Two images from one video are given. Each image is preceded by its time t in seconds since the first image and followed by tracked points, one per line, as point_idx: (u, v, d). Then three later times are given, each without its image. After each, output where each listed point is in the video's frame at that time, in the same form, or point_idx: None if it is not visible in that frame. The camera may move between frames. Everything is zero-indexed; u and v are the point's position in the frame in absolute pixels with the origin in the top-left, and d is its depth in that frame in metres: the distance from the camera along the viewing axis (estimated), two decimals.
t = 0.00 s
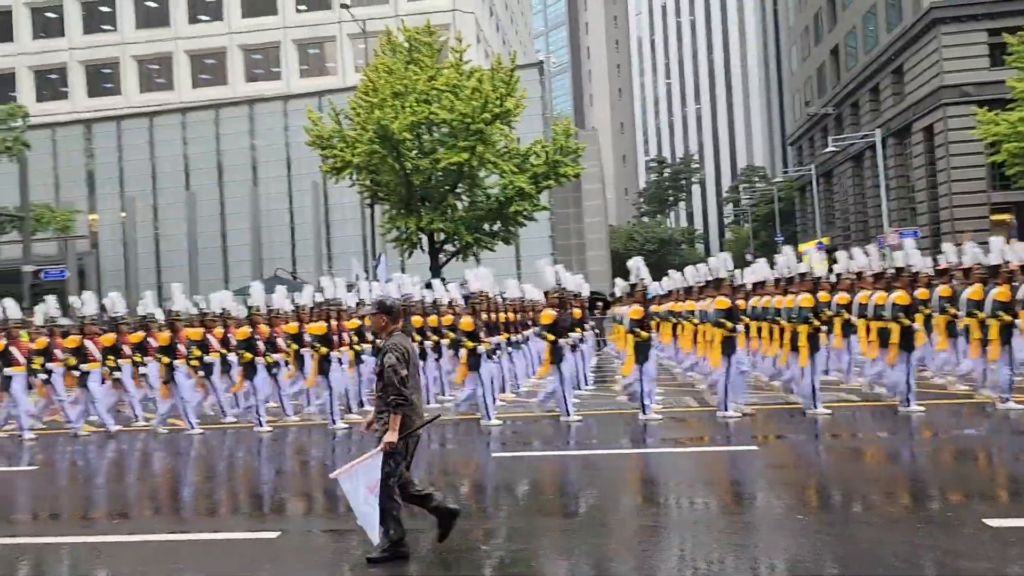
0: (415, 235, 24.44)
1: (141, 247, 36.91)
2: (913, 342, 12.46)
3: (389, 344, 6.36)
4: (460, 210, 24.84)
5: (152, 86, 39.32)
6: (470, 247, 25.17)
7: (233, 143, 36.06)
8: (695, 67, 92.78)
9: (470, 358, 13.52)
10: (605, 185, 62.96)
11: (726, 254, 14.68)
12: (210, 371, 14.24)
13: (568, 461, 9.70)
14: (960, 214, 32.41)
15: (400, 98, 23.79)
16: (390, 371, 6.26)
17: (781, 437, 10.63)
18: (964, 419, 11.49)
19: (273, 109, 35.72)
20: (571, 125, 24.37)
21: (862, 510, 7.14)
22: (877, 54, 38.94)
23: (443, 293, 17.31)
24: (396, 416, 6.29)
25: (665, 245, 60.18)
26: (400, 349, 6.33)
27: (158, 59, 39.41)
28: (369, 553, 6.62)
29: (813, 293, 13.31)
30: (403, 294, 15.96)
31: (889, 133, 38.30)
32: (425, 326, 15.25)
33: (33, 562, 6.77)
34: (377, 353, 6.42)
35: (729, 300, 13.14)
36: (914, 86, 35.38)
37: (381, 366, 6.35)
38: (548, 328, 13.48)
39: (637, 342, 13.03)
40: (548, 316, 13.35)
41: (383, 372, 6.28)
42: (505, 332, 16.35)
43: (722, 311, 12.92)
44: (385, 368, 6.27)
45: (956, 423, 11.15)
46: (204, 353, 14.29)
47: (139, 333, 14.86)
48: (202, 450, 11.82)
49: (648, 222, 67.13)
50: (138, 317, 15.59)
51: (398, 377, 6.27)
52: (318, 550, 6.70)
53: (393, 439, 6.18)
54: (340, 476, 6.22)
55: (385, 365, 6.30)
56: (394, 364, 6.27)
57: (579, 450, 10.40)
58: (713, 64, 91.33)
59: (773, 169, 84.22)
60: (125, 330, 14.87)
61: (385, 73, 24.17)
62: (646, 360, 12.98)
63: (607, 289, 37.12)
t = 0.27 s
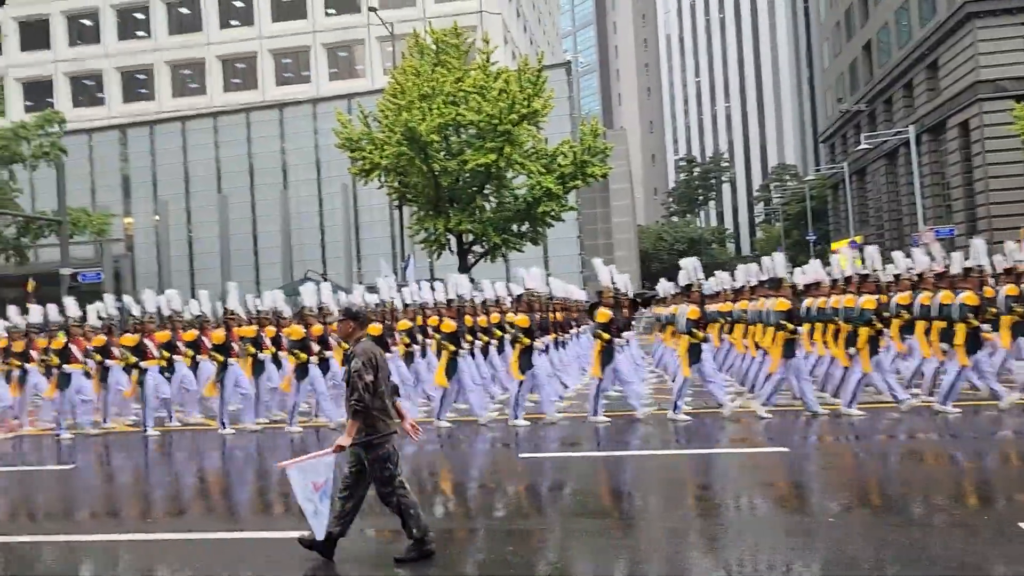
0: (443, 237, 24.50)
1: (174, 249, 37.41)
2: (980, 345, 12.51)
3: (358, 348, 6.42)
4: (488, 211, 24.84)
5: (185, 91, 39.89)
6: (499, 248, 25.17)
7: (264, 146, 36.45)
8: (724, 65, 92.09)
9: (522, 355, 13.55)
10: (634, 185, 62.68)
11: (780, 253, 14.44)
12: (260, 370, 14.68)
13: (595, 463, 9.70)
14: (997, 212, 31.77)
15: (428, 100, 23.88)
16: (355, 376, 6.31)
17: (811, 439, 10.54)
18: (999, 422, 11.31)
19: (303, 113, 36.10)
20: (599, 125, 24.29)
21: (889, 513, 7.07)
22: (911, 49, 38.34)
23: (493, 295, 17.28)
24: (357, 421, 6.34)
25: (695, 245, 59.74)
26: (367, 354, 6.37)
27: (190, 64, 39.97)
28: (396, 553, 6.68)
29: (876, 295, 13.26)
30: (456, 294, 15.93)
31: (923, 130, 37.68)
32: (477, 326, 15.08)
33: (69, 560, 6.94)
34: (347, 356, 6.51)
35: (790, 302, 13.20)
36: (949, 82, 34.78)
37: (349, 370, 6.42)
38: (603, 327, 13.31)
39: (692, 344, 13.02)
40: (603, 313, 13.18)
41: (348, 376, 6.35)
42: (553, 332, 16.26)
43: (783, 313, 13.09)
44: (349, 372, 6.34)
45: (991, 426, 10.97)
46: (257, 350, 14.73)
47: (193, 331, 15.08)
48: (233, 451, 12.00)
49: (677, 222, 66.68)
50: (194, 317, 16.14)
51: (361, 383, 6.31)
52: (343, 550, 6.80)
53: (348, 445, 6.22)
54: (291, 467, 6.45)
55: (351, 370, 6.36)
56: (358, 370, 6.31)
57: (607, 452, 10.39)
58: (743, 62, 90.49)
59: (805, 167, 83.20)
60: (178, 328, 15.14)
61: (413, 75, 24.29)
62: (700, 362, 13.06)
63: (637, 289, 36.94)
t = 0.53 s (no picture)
0: (469, 238, 24.52)
1: (205, 252, 37.90)
2: None
3: (323, 350, 6.58)
4: (514, 212, 24.84)
5: (216, 95, 40.39)
6: (525, 249, 25.14)
7: (292, 149, 36.77)
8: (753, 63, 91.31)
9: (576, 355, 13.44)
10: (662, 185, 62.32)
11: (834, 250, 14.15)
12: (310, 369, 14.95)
13: (621, 464, 9.68)
14: None
15: (454, 102, 23.94)
16: (321, 375, 6.46)
17: (839, 441, 10.43)
18: None
19: (331, 115, 36.37)
20: (626, 125, 24.19)
21: (919, 516, 7.00)
22: (943, 45, 37.72)
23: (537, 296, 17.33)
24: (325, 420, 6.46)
25: (724, 244, 59.30)
26: (332, 354, 6.54)
27: (220, 68, 40.43)
28: (420, 554, 6.71)
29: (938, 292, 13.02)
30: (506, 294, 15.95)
31: (956, 126, 37.04)
32: (527, 325, 15.02)
33: (103, 557, 7.08)
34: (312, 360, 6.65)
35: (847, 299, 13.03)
36: (983, 77, 34.15)
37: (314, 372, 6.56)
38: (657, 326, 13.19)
39: (749, 343, 12.91)
40: (658, 312, 13.07)
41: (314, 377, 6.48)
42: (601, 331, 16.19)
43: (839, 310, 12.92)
44: (316, 372, 6.48)
45: None
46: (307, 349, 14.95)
47: (245, 333, 15.16)
48: (261, 451, 12.13)
49: (705, 222, 66.18)
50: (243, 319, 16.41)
51: (328, 382, 6.46)
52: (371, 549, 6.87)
53: (320, 443, 6.33)
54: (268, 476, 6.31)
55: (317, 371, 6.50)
56: (324, 369, 6.47)
57: (632, 453, 10.36)
58: (772, 60, 89.64)
59: (835, 165, 82.16)
60: (232, 331, 15.29)
61: (439, 77, 24.36)
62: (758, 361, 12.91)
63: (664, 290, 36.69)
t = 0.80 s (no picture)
0: (494, 238, 24.50)
1: (232, 253, 38.31)
2: None
3: (293, 357, 6.67)
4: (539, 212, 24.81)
5: (242, 98, 40.77)
6: (549, 248, 25.08)
7: (318, 150, 37.03)
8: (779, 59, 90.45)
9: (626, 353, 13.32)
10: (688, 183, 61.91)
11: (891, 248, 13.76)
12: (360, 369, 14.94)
13: (645, 465, 9.66)
14: None
15: (478, 102, 23.97)
16: (292, 382, 6.55)
17: (865, 442, 10.32)
18: None
19: (355, 117, 36.57)
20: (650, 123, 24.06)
21: (950, 518, 6.89)
22: (975, 39, 37.09)
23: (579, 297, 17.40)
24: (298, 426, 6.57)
25: (751, 243, 58.78)
26: (303, 360, 6.63)
27: (247, 71, 40.83)
28: (442, 554, 6.75)
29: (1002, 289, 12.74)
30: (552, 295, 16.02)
31: (989, 121, 36.38)
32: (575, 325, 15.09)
33: (131, 556, 7.18)
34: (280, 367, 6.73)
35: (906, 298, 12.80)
36: (1016, 71, 33.52)
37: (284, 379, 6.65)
38: (710, 324, 13.12)
39: (805, 342, 12.83)
40: (711, 309, 13.03)
41: (285, 385, 6.58)
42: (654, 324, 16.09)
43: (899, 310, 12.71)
44: (286, 379, 6.57)
45: None
46: (355, 350, 14.91)
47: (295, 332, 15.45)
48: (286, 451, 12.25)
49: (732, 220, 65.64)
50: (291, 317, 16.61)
51: (299, 388, 6.56)
52: (396, 549, 6.90)
53: (295, 449, 6.45)
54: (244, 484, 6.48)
55: (287, 378, 6.59)
56: (295, 376, 6.56)
57: (656, 454, 10.33)
58: (799, 56, 88.70)
59: (864, 162, 81.09)
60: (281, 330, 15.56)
61: (463, 77, 24.39)
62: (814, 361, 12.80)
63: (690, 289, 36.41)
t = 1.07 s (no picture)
0: (514, 239, 24.48)
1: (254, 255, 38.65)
2: None
3: (254, 360, 6.67)
4: (559, 213, 24.78)
5: (264, 101, 41.08)
6: (570, 249, 25.03)
7: (339, 153, 37.24)
8: (801, 57, 89.78)
9: (679, 351, 13.02)
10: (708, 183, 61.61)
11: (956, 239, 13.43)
12: (403, 371, 14.87)
13: (667, 465, 9.66)
14: None
15: (498, 103, 23.97)
16: (252, 385, 6.55)
17: (888, 442, 10.26)
18: None
19: (376, 119, 36.75)
20: (670, 123, 23.99)
21: (972, 519, 6.86)
22: (999, 34, 36.61)
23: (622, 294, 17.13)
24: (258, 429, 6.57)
25: (772, 242, 58.41)
26: (264, 362, 6.62)
27: (268, 75, 41.16)
28: (466, 553, 6.81)
29: None
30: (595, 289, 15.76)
31: (1014, 118, 35.90)
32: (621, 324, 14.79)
33: (159, 556, 7.29)
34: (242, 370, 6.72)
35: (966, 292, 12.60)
36: None
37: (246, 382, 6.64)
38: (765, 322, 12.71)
39: (864, 339, 12.46)
40: (764, 309, 12.59)
41: (246, 387, 6.56)
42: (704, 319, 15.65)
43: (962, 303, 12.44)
44: (247, 382, 6.56)
45: None
46: (397, 351, 14.84)
47: (338, 333, 15.69)
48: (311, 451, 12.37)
49: (753, 220, 65.25)
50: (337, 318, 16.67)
51: (259, 390, 6.56)
52: (418, 549, 6.96)
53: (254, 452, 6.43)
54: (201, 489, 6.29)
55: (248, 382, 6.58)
56: (255, 378, 6.55)
57: (677, 454, 10.33)
58: (821, 54, 88.01)
59: (887, 160, 80.33)
60: (324, 329, 15.76)
61: (482, 79, 24.41)
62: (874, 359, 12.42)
63: (711, 289, 36.23)
